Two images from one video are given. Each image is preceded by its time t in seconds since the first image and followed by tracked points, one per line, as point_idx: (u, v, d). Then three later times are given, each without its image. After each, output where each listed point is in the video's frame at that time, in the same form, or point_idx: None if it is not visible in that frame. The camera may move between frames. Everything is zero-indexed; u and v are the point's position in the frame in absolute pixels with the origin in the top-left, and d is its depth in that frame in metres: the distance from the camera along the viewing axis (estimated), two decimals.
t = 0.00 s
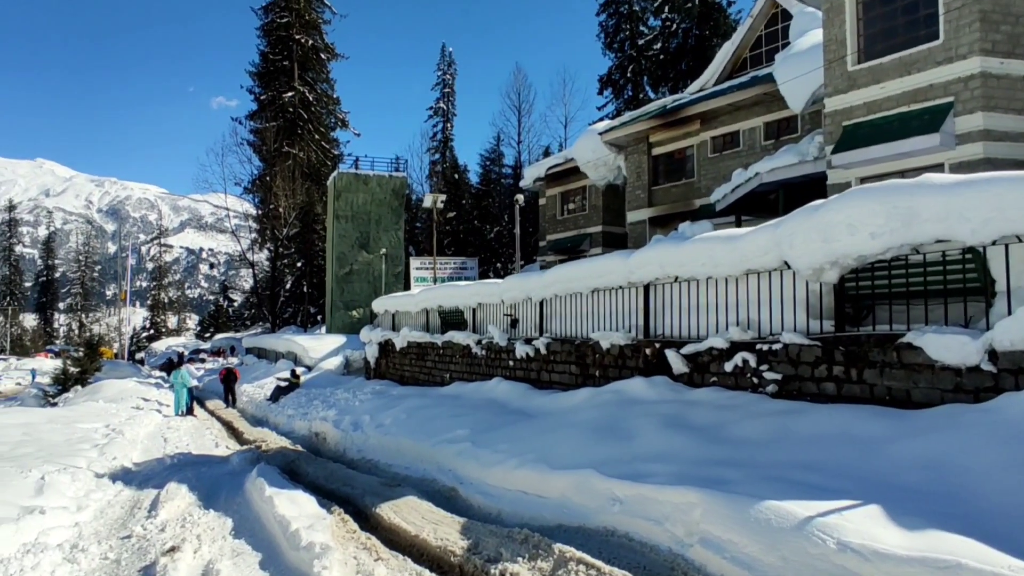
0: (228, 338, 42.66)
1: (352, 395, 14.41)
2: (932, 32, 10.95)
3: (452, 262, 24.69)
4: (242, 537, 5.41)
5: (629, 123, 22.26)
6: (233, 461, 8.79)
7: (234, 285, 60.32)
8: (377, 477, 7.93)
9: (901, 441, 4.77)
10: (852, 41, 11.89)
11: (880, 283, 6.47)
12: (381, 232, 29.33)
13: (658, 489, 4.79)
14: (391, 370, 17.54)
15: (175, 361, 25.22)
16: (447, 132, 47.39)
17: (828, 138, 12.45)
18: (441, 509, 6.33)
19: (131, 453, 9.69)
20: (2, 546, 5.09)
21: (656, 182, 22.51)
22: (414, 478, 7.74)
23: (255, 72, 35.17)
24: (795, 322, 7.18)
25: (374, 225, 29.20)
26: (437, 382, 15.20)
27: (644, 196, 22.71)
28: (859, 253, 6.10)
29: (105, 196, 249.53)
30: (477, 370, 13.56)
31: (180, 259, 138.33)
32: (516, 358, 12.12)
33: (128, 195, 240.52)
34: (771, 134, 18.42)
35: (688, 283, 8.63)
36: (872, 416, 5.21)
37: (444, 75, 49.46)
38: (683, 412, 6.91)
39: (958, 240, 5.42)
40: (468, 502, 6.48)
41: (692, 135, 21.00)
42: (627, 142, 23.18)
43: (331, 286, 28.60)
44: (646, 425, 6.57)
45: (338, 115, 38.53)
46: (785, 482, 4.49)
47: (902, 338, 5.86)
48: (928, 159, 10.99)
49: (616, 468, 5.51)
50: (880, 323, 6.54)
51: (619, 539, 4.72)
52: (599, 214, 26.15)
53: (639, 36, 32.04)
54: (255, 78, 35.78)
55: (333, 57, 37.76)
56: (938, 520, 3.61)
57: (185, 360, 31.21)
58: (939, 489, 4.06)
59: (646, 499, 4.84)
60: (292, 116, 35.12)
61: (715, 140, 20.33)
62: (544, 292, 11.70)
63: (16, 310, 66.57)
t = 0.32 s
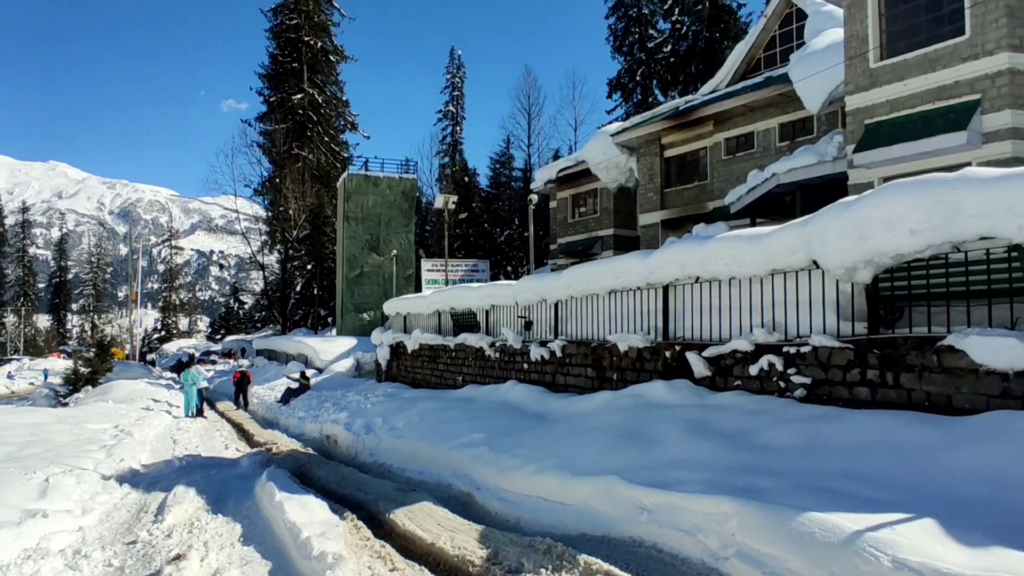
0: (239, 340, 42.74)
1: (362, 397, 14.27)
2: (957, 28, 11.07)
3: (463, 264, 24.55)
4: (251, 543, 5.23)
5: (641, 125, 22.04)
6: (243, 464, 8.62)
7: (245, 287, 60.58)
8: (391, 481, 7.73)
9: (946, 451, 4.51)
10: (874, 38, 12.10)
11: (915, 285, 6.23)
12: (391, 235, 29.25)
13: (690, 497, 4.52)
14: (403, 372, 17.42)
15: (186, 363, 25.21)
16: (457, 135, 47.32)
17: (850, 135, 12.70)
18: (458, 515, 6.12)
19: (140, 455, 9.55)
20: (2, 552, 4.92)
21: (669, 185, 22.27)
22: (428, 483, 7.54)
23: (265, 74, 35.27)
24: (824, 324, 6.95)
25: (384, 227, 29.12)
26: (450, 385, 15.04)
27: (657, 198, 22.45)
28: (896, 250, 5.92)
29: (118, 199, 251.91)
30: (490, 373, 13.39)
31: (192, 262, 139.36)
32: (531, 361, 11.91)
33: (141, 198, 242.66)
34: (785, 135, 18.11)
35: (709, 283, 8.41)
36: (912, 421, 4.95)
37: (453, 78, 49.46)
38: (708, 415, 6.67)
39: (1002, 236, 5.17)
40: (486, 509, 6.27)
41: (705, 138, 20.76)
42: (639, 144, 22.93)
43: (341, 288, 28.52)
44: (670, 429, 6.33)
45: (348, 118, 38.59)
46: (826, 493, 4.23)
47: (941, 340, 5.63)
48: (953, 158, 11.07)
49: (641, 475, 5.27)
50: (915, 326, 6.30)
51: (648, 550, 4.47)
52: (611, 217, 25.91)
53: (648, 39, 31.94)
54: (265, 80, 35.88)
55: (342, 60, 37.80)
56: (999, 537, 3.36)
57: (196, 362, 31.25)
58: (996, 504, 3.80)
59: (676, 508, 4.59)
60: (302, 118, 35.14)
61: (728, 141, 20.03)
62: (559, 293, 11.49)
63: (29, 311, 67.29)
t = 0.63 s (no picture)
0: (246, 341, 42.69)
1: (370, 398, 14.09)
2: (976, 25, 11.23)
3: (471, 264, 24.38)
4: (258, 552, 5.03)
5: (650, 125, 21.81)
6: (250, 467, 8.42)
7: (252, 288, 60.64)
8: (402, 486, 7.53)
9: (992, 459, 4.26)
10: (889, 37, 12.21)
11: (947, 284, 5.98)
12: (397, 236, 29.11)
13: (720, 506, 4.29)
14: (410, 374, 17.26)
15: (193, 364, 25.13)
16: (463, 137, 47.21)
17: (865, 134, 12.80)
18: (472, 521, 5.91)
19: (144, 457, 9.38)
20: None
21: (678, 185, 22.01)
22: (440, 487, 7.33)
23: (273, 76, 35.23)
24: (851, 324, 6.71)
25: (391, 228, 28.99)
26: (458, 387, 14.86)
27: (666, 199, 22.19)
28: (928, 248, 5.66)
29: (126, 201, 253.28)
30: (500, 375, 13.21)
31: (199, 263, 139.89)
32: (542, 362, 11.72)
33: (149, 199, 243.88)
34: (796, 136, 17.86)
35: (729, 284, 8.18)
36: (952, 427, 4.70)
37: (459, 81, 49.38)
38: (730, 418, 6.43)
39: None
40: (501, 515, 6.05)
41: (715, 138, 20.52)
42: (648, 144, 22.70)
43: (348, 289, 28.38)
44: (691, 434, 6.10)
45: (354, 120, 38.52)
46: (866, 502, 4.00)
47: (978, 342, 5.37)
48: (972, 155, 11.30)
49: (665, 481, 5.04)
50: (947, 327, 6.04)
51: (677, 562, 4.24)
52: (619, 218, 25.67)
53: (654, 42, 31.90)
54: (273, 82, 35.86)
55: (349, 62, 37.73)
56: None
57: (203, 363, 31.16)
58: None
59: (706, 517, 4.36)
60: (309, 120, 35.06)
61: (739, 141, 19.78)
62: (571, 293, 11.26)
63: (37, 312, 67.53)
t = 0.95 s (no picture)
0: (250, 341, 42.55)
1: (375, 400, 13.90)
2: (995, 22, 10.98)
3: (477, 265, 24.21)
4: (264, 561, 4.83)
5: (657, 125, 21.61)
6: (254, 470, 8.22)
7: (255, 289, 60.57)
8: (410, 490, 7.33)
9: None
10: (903, 34, 12.00)
11: (979, 283, 5.74)
12: (402, 237, 28.95)
13: (751, 515, 4.08)
14: (415, 375, 17.07)
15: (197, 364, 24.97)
16: (467, 138, 47.04)
17: (879, 134, 12.58)
18: (484, 528, 5.70)
19: (147, 459, 9.20)
20: None
21: (684, 185, 21.78)
22: (449, 492, 7.12)
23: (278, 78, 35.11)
24: (876, 325, 6.49)
25: (395, 229, 28.82)
26: (464, 388, 14.65)
27: (672, 199, 21.95)
28: (960, 245, 5.42)
29: (131, 202, 253.70)
30: (507, 377, 13.01)
31: (204, 264, 140.13)
32: (551, 364, 11.51)
33: (154, 200, 243.90)
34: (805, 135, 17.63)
35: (746, 283, 7.97)
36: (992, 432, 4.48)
37: (463, 83, 49.23)
38: (751, 421, 6.21)
39: None
40: (514, 521, 5.84)
41: (721, 138, 20.31)
42: (654, 145, 22.49)
43: (352, 290, 28.20)
44: (712, 437, 5.88)
45: (358, 121, 38.38)
46: (906, 511, 3.79)
47: (1014, 342, 5.14)
48: (988, 153, 11.05)
49: (688, 488, 4.83)
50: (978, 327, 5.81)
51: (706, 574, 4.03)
52: (625, 218, 25.45)
53: (657, 44, 31.84)
54: (278, 84, 35.77)
55: (354, 64, 37.61)
56: None
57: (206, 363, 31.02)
58: None
59: (736, 527, 4.15)
60: (314, 121, 34.90)
61: (746, 142, 19.55)
62: (582, 294, 11.05)
63: (42, 311, 67.59)
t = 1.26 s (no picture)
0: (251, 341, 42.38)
1: (379, 400, 13.70)
2: (1011, 18, 10.73)
3: (481, 265, 24.00)
4: (269, 571, 4.60)
5: (660, 126, 21.41)
6: (257, 473, 8.01)
7: (257, 289, 60.41)
8: (419, 494, 7.11)
9: None
10: (916, 31, 11.75)
11: (1010, 281, 5.51)
12: (404, 237, 28.77)
13: (783, 525, 3.87)
14: (419, 376, 16.89)
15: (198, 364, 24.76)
16: (469, 140, 46.89)
17: (891, 131, 12.34)
18: (497, 534, 5.49)
19: (147, 462, 8.99)
20: None
21: (689, 185, 21.55)
22: (457, 497, 6.90)
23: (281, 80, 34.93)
24: (901, 325, 6.26)
25: (398, 229, 28.66)
26: (469, 389, 14.44)
27: (676, 200, 21.71)
28: (993, 243, 5.19)
29: (133, 202, 253.76)
30: (513, 377, 12.80)
31: (205, 265, 140.18)
32: (558, 364, 11.29)
33: (156, 201, 244.13)
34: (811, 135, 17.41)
35: (763, 282, 7.74)
36: None
37: (464, 85, 49.03)
38: (772, 424, 5.99)
39: None
40: (527, 527, 5.61)
41: (726, 138, 20.11)
42: (658, 145, 22.28)
43: (354, 290, 27.98)
44: (733, 441, 5.66)
45: (360, 123, 38.21)
46: (951, 522, 3.57)
47: None
48: (1002, 152, 10.82)
49: (713, 495, 4.61)
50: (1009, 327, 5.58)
51: None
52: (629, 218, 25.22)
53: (658, 46, 31.64)
54: (281, 86, 35.61)
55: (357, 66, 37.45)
56: None
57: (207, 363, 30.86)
58: None
59: (768, 538, 3.93)
60: (317, 123, 34.75)
61: (751, 141, 19.34)
62: (590, 293, 10.83)
63: (44, 311, 67.40)
